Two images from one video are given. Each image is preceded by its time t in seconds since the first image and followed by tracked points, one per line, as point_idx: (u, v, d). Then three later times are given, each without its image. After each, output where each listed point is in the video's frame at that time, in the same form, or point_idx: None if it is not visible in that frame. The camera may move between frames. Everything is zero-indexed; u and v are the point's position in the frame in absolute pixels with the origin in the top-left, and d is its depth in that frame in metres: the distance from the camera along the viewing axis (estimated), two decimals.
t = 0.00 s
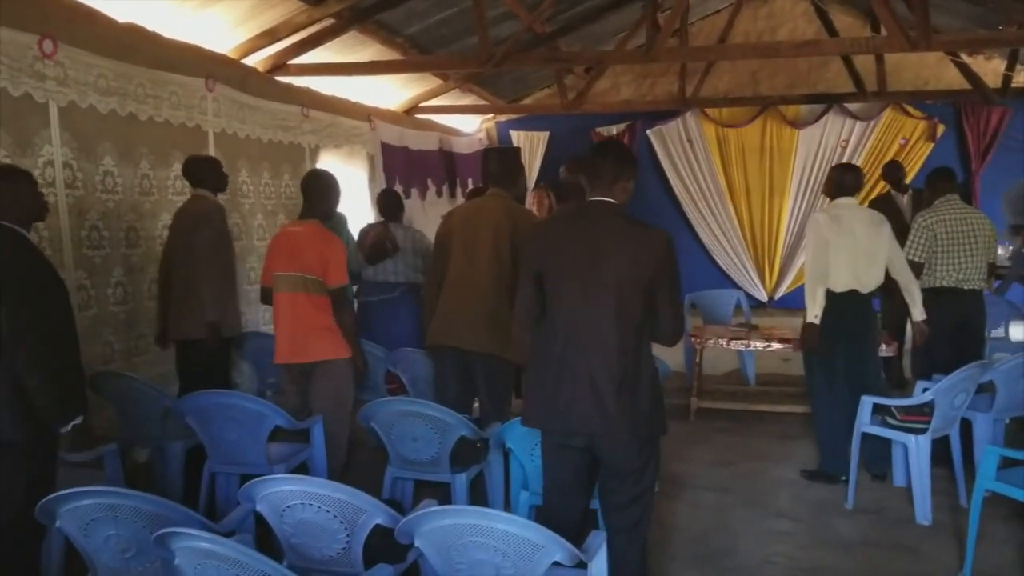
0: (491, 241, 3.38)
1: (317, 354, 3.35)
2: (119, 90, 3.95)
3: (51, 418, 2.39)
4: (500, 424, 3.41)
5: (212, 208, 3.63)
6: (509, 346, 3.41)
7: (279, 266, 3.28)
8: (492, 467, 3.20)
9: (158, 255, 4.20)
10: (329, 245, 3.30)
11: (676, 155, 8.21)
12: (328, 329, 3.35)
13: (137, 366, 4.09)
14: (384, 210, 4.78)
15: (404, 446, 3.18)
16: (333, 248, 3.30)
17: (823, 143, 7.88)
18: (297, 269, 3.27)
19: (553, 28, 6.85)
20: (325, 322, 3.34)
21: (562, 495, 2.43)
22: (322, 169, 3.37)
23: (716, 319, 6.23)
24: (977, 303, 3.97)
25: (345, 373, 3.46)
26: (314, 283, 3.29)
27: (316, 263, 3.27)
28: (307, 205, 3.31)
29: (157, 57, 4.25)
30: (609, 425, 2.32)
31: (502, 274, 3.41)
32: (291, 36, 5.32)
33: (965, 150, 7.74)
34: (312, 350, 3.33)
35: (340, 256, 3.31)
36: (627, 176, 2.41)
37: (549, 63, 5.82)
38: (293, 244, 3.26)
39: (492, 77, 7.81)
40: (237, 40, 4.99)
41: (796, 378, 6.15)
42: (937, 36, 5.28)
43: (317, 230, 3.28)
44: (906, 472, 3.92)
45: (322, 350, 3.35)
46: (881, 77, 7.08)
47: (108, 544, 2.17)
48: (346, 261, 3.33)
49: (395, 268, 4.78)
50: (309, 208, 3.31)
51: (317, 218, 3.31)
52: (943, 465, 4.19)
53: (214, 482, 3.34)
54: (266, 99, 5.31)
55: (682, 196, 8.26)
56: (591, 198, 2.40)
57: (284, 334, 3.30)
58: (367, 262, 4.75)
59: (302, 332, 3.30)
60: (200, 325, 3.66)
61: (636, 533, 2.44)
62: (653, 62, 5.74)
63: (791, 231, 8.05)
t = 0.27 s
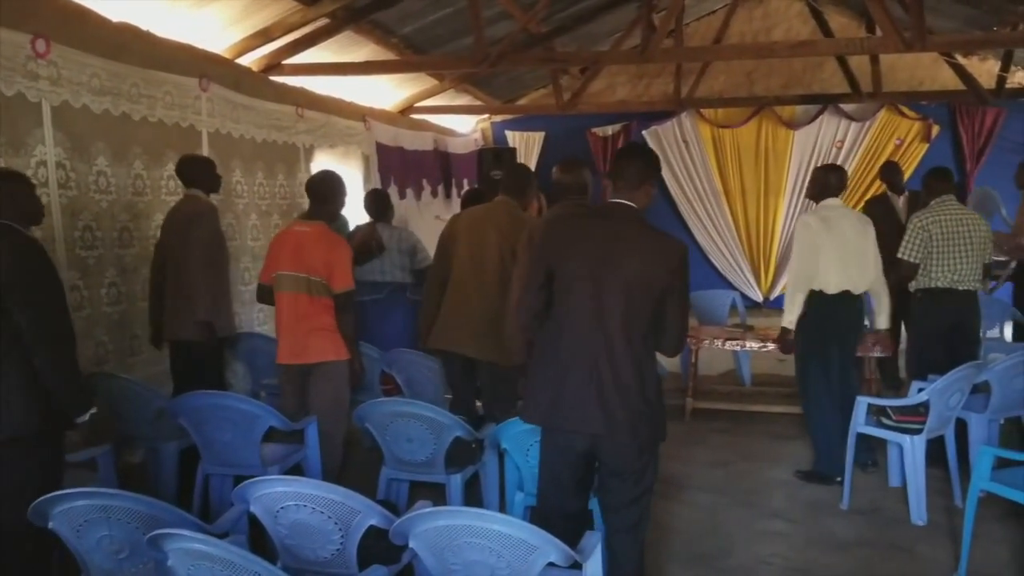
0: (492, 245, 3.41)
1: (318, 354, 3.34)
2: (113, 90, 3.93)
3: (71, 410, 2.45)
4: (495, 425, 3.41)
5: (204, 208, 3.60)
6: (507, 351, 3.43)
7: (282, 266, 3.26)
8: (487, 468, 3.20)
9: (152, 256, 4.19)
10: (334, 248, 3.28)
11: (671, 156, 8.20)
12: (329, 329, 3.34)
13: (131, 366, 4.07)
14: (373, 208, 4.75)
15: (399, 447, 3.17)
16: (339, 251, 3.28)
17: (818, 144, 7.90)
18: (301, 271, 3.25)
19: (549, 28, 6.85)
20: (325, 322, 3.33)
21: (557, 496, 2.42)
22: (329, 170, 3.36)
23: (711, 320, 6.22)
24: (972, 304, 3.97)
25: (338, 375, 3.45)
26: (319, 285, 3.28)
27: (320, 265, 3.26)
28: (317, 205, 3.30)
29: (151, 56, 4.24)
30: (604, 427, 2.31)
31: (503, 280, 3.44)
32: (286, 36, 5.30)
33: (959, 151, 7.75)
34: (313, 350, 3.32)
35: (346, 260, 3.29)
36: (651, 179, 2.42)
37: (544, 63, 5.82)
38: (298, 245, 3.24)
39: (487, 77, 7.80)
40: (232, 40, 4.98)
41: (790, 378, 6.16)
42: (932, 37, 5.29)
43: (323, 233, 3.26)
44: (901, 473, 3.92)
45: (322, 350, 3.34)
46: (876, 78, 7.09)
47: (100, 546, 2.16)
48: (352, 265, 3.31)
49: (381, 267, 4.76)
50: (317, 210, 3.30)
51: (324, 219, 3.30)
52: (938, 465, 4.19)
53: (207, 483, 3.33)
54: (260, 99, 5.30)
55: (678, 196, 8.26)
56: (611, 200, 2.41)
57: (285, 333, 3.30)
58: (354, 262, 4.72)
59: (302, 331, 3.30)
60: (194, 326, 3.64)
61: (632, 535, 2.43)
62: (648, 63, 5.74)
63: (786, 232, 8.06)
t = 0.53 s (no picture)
0: (488, 246, 3.42)
1: (312, 355, 3.34)
2: (103, 90, 3.92)
3: (77, 407, 2.54)
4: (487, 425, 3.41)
5: (195, 209, 3.59)
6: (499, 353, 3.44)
7: (278, 266, 3.25)
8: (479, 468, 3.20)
9: (142, 256, 4.18)
10: (332, 250, 3.28)
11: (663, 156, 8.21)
12: (321, 329, 3.34)
13: (121, 368, 4.06)
14: (363, 208, 4.76)
15: (391, 448, 3.17)
16: (336, 254, 3.28)
17: (809, 144, 7.93)
18: (298, 272, 3.25)
19: (540, 28, 6.85)
20: (320, 322, 3.34)
21: (549, 497, 2.43)
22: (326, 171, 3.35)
23: (702, 320, 6.23)
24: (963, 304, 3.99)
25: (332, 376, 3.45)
26: (316, 286, 3.28)
27: (317, 267, 3.25)
28: (312, 206, 3.29)
29: (142, 56, 4.23)
30: (596, 428, 2.31)
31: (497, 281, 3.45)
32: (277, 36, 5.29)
33: (950, 151, 7.78)
34: (307, 351, 3.32)
35: (343, 263, 3.29)
36: (655, 183, 2.42)
37: (535, 64, 5.83)
38: (295, 246, 3.23)
39: (479, 78, 7.81)
40: (222, 40, 4.97)
41: (782, 378, 6.17)
42: (922, 37, 5.31)
43: (321, 234, 3.26)
44: (892, 472, 3.94)
45: (316, 351, 3.34)
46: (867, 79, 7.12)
47: (90, 547, 2.15)
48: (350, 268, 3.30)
49: (367, 266, 4.74)
50: (313, 210, 3.29)
51: (321, 220, 3.30)
52: (928, 465, 4.21)
53: (198, 484, 3.33)
54: (251, 99, 5.28)
55: (669, 196, 8.26)
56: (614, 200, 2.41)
57: (279, 333, 3.29)
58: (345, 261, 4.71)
59: (297, 331, 3.30)
60: (184, 327, 3.64)
61: (623, 536, 2.43)
62: (639, 63, 5.75)
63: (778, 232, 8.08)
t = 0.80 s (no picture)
0: (475, 244, 3.43)
1: (298, 357, 3.33)
2: (89, 92, 3.91)
3: (84, 411, 2.54)
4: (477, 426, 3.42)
5: (182, 210, 3.58)
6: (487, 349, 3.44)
7: (263, 268, 3.24)
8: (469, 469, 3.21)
9: (129, 258, 4.16)
10: (317, 252, 3.27)
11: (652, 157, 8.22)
12: (307, 330, 3.33)
13: (108, 371, 4.04)
14: (355, 208, 4.76)
15: (379, 449, 3.17)
16: (322, 255, 3.27)
17: (796, 145, 7.96)
18: (282, 273, 3.24)
19: (528, 29, 6.85)
20: (305, 323, 3.33)
21: (538, 498, 2.43)
22: (308, 171, 3.34)
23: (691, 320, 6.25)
24: (949, 303, 4.01)
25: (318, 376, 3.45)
26: (301, 289, 3.28)
27: (302, 268, 3.25)
28: (297, 207, 3.28)
29: (128, 58, 4.22)
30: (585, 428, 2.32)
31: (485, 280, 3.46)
32: (265, 37, 5.28)
33: (936, 150, 7.82)
34: (293, 352, 3.31)
35: (329, 264, 3.28)
36: (644, 183, 2.42)
37: (523, 65, 5.83)
38: (280, 248, 3.22)
39: (467, 79, 7.81)
40: (209, 40, 4.96)
41: (770, 377, 6.20)
42: (907, 38, 5.34)
43: (306, 236, 3.25)
44: (879, 471, 3.95)
45: (302, 352, 3.33)
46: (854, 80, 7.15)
47: (77, 550, 2.14)
48: (336, 269, 3.29)
49: (354, 268, 4.74)
50: (297, 211, 3.28)
51: (304, 222, 3.29)
52: (914, 464, 4.23)
53: (186, 486, 3.31)
54: (239, 101, 5.27)
55: (658, 197, 8.28)
56: (602, 201, 2.41)
57: (265, 334, 3.28)
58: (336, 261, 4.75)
59: (285, 333, 3.29)
60: (173, 329, 3.63)
61: (616, 536, 2.43)
62: (626, 64, 5.76)
63: (766, 232, 8.11)
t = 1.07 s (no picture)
0: (467, 241, 3.42)
1: (282, 355, 3.32)
2: (75, 90, 3.88)
3: (80, 422, 2.52)
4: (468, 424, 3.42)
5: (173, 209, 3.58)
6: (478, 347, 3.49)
7: (249, 266, 3.25)
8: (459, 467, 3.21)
9: (117, 257, 4.14)
10: (301, 251, 3.23)
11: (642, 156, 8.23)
12: (291, 328, 3.32)
13: (96, 370, 4.02)
14: (352, 208, 4.73)
15: (369, 448, 3.17)
16: (304, 255, 3.23)
17: (786, 143, 7.98)
18: (266, 272, 3.24)
19: (518, 28, 6.85)
20: (290, 321, 3.32)
21: (527, 496, 2.43)
22: (296, 169, 3.32)
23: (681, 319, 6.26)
24: (937, 301, 4.03)
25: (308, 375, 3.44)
26: (285, 289, 3.27)
27: (285, 267, 3.22)
28: (283, 205, 3.27)
29: (116, 56, 4.19)
30: (574, 427, 2.32)
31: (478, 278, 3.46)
32: (253, 35, 5.26)
33: (924, 149, 7.86)
34: (277, 350, 3.31)
35: (311, 263, 3.24)
36: (637, 182, 2.42)
37: (514, 63, 5.83)
38: (263, 247, 3.21)
39: (457, 77, 7.80)
40: (198, 39, 4.94)
41: (759, 375, 6.22)
42: (896, 37, 5.36)
43: (290, 235, 3.22)
44: (867, 468, 3.97)
45: (287, 351, 3.32)
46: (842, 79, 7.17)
47: (64, 551, 2.13)
48: (318, 269, 3.25)
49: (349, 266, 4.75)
50: (282, 210, 3.27)
51: (289, 220, 3.27)
52: (902, 460, 4.25)
53: (175, 486, 3.30)
54: (228, 99, 5.25)
55: (648, 195, 8.28)
56: (596, 200, 2.41)
57: (250, 332, 3.29)
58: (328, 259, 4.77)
59: (268, 332, 3.29)
60: (163, 328, 3.61)
61: (606, 534, 2.43)
62: (616, 63, 5.76)
63: (755, 230, 8.12)
